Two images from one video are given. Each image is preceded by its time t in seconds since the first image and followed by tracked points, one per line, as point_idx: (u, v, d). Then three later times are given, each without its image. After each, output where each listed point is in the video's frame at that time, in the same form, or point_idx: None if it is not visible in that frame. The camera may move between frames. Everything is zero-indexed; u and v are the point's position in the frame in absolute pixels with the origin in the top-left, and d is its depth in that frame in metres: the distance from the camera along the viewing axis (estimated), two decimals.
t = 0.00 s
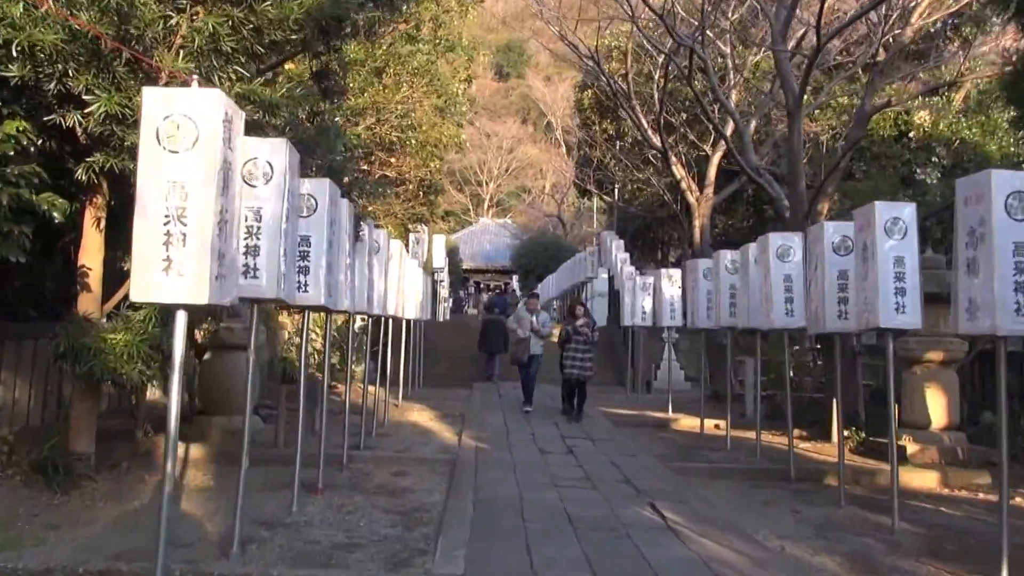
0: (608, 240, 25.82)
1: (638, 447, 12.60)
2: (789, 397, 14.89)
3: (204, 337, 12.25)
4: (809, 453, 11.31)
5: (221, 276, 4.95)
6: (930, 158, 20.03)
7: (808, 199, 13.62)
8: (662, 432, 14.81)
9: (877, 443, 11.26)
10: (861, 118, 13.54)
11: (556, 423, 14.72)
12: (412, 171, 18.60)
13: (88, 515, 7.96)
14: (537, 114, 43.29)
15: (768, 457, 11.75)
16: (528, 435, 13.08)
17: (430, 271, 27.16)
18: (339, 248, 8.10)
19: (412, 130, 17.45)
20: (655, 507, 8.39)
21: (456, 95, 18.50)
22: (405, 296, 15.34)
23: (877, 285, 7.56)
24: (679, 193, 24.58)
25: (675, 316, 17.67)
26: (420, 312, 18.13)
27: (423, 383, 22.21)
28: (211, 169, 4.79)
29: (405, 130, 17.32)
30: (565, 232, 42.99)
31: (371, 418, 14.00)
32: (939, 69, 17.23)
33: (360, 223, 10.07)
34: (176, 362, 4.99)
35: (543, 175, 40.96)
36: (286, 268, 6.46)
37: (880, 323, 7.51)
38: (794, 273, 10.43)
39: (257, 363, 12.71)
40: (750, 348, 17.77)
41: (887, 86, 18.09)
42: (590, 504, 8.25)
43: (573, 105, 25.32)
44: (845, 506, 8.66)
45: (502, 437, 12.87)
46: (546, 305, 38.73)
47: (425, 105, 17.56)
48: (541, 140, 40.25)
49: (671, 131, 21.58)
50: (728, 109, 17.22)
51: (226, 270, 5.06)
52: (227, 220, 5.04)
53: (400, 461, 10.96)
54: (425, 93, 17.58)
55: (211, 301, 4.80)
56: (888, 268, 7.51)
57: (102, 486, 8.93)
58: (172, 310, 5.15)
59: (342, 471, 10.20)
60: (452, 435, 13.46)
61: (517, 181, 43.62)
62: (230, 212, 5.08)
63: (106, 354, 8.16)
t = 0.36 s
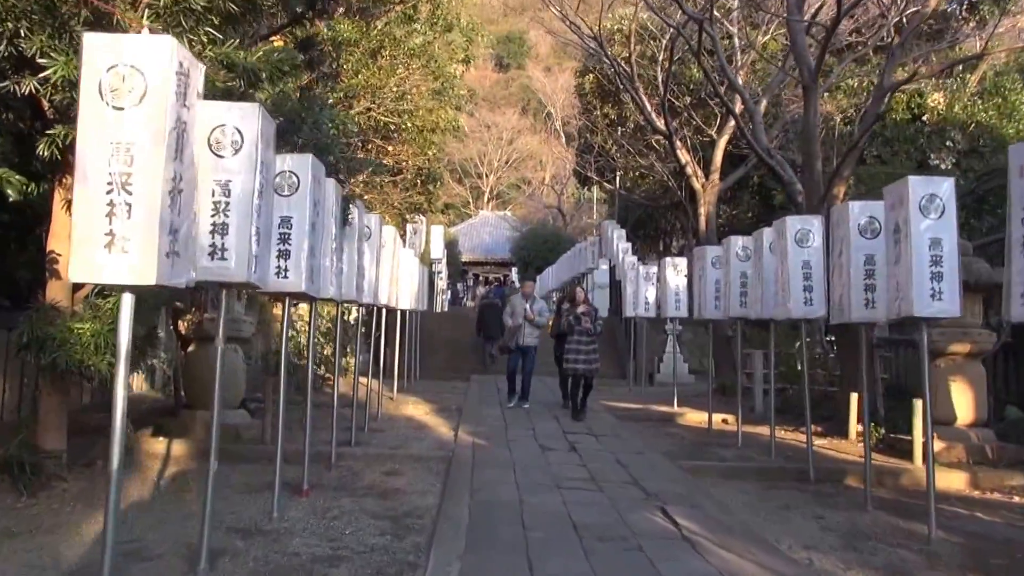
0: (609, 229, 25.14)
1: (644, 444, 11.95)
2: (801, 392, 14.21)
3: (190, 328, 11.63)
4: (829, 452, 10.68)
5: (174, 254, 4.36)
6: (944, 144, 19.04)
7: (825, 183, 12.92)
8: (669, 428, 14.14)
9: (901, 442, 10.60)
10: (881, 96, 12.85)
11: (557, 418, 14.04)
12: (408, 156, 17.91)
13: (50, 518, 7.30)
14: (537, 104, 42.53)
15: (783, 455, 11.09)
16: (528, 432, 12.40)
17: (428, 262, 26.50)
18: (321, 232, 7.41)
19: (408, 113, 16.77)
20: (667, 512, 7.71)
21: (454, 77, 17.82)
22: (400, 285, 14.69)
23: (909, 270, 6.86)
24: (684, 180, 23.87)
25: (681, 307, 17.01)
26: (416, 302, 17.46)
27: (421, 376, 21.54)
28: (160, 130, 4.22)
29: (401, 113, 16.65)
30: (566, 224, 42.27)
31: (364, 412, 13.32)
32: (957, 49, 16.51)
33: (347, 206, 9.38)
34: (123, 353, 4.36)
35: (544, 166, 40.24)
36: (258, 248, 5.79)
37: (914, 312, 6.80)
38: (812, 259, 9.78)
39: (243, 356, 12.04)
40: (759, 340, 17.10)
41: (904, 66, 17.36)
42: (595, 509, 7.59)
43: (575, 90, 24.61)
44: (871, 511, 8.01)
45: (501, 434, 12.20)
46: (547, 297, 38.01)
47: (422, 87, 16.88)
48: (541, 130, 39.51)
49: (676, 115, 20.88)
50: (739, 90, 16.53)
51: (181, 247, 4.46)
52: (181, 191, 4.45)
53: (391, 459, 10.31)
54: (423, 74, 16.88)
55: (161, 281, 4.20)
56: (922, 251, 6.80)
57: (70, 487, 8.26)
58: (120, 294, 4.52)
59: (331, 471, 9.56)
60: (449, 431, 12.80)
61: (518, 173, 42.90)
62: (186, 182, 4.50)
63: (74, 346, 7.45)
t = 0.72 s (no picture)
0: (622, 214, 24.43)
1: (662, 437, 11.33)
2: (825, 383, 13.55)
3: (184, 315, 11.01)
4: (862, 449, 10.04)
5: (129, 233, 3.80)
6: (972, 125, 18.31)
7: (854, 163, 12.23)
8: (687, 419, 13.51)
9: (937, 438, 9.96)
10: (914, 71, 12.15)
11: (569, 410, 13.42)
12: (415, 135, 17.25)
13: (23, 520, 6.71)
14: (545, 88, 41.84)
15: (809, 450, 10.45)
16: (538, 424, 11.79)
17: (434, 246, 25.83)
18: (315, 209, 6.77)
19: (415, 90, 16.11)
20: (693, 517, 7.09)
21: (463, 53, 17.14)
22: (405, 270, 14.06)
23: (966, 254, 6.19)
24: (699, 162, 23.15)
25: (699, 294, 16.33)
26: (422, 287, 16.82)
27: (427, 363, 20.93)
28: (110, 86, 3.69)
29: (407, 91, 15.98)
30: (575, 209, 41.58)
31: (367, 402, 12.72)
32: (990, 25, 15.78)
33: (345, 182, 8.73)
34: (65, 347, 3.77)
35: (554, 151, 39.54)
36: (241, 225, 5.13)
37: (971, 301, 6.15)
38: (848, 242, 9.11)
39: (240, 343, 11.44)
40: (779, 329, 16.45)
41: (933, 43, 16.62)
42: (616, 516, 6.97)
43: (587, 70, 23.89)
44: (914, 516, 7.39)
45: (510, 426, 11.59)
46: (556, 284, 37.34)
47: (429, 63, 16.21)
48: (551, 114, 38.77)
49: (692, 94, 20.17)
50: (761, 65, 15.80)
51: (140, 227, 3.89)
52: (139, 156, 3.90)
53: (394, 454, 9.71)
54: (430, 49, 16.22)
55: (106, 263, 3.64)
56: (981, 234, 6.12)
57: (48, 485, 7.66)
58: (68, 278, 3.90)
59: (329, 468, 8.96)
60: (456, 423, 12.19)
61: (527, 157, 42.20)
62: (148, 153, 3.95)
63: (51, 335, 6.81)
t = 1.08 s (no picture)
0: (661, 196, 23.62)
1: (710, 429, 10.62)
2: (882, 372, 12.75)
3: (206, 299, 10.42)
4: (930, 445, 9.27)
5: (91, 194, 3.53)
6: None
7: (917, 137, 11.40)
8: (734, 410, 12.78)
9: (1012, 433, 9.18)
10: (984, 37, 11.29)
11: (610, 399, 12.73)
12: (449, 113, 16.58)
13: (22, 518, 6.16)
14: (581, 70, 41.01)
15: (872, 445, 9.69)
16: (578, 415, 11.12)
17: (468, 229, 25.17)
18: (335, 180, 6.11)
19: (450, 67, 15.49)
20: (753, 521, 6.40)
21: (497, 26, 16.51)
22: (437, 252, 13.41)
23: None
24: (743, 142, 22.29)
25: (745, 278, 15.54)
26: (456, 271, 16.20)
27: (461, 349, 20.31)
28: (62, 28, 3.43)
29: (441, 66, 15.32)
30: (612, 193, 40.76)
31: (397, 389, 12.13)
32: None
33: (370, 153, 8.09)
34: (25, 322, 3.53)
35: (590, 133, 38.74)
36: (246, 195, 4.47)
37: None
38: (920, 219, 8.35)
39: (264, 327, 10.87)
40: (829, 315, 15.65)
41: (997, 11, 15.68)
42: (668, 520, 6.29)
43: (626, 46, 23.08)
44: (1000, 522, 6.65)
45: (549, 417, 10.94)
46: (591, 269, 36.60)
47: (462, 38, 15.59)
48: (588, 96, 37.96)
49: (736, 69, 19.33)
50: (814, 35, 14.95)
51: (112, 185, 3.62)
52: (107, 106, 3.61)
53: (426, 446, 9.09)
54: (463, 23, 15.60)
55: (60, 231, 3.40)
56: None
57: (54, 476, 7.12)
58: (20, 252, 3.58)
59: (356, 462, 8.36)
60: (491, 412, 11.56)
61: (562, 141, 41.43)
62: (120, 100, 3.66)
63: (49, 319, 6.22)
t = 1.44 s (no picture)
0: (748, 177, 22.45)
1: (810, 424, 9.69)
2: (998, 362, 11.62)
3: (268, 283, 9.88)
4: None
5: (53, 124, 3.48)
6: None
7: None
8: (833, 403, 11.80)
9: None
10: None
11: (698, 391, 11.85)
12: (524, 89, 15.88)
13: (58, 520, 5.64)
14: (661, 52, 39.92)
15: (996, 444, 8.66)
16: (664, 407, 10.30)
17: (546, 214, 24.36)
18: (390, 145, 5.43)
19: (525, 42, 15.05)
20: (872, 534, 5.55)
21: None
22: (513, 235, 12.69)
23: None
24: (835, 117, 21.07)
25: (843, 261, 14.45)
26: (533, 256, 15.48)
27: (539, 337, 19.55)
28: None
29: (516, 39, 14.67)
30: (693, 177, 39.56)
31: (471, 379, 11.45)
32: None
33: (437, 123, 7.39)
34: None
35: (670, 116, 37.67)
36: (277, 151, 3.85)
37: None
38: None
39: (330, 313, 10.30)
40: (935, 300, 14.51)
41: None
42: (771, 533, 5.49)
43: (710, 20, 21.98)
44: None
45: (632, 410, 10.14)
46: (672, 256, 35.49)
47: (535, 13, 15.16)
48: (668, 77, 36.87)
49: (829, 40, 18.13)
50: None
51: (79, 116, 3.58)
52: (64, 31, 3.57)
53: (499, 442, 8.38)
54: None
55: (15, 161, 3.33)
56: None
57: (100, 474, 6.63)
58: None
59: (422, 459, 7.69)
60: (570, 404, 10.81)
61: (641, 124, 40.38)
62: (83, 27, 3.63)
63: (83, 305, 5.62)
